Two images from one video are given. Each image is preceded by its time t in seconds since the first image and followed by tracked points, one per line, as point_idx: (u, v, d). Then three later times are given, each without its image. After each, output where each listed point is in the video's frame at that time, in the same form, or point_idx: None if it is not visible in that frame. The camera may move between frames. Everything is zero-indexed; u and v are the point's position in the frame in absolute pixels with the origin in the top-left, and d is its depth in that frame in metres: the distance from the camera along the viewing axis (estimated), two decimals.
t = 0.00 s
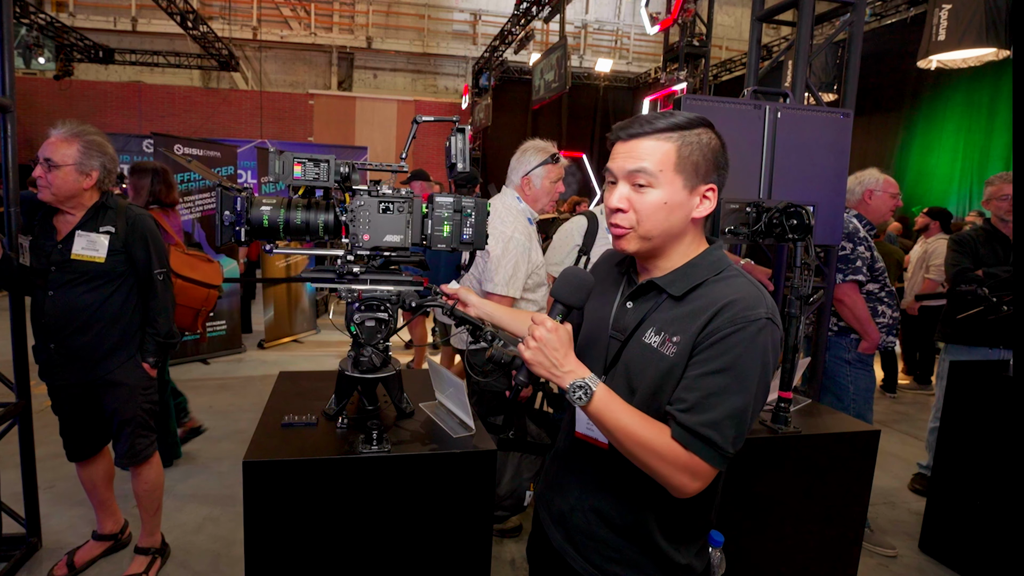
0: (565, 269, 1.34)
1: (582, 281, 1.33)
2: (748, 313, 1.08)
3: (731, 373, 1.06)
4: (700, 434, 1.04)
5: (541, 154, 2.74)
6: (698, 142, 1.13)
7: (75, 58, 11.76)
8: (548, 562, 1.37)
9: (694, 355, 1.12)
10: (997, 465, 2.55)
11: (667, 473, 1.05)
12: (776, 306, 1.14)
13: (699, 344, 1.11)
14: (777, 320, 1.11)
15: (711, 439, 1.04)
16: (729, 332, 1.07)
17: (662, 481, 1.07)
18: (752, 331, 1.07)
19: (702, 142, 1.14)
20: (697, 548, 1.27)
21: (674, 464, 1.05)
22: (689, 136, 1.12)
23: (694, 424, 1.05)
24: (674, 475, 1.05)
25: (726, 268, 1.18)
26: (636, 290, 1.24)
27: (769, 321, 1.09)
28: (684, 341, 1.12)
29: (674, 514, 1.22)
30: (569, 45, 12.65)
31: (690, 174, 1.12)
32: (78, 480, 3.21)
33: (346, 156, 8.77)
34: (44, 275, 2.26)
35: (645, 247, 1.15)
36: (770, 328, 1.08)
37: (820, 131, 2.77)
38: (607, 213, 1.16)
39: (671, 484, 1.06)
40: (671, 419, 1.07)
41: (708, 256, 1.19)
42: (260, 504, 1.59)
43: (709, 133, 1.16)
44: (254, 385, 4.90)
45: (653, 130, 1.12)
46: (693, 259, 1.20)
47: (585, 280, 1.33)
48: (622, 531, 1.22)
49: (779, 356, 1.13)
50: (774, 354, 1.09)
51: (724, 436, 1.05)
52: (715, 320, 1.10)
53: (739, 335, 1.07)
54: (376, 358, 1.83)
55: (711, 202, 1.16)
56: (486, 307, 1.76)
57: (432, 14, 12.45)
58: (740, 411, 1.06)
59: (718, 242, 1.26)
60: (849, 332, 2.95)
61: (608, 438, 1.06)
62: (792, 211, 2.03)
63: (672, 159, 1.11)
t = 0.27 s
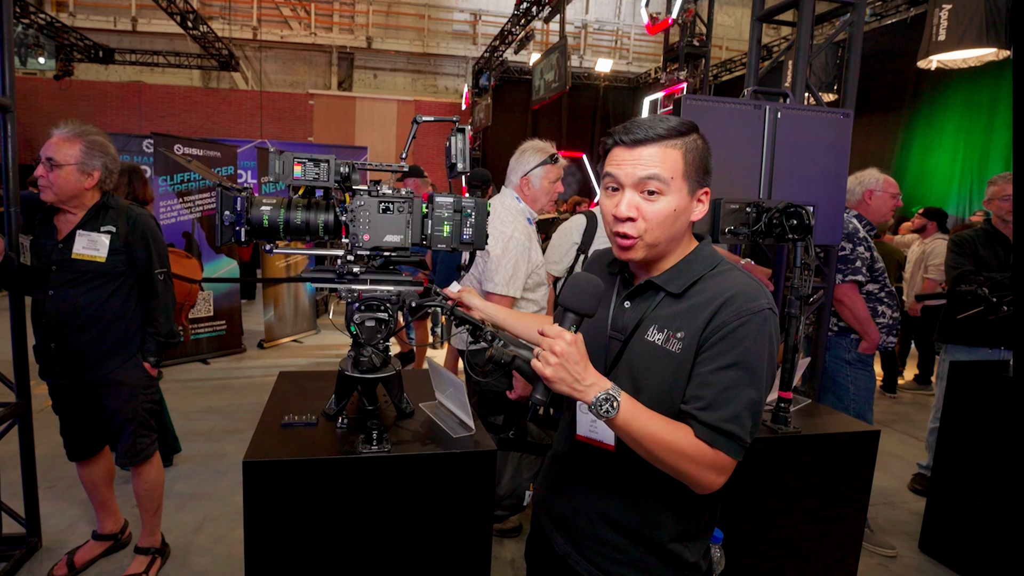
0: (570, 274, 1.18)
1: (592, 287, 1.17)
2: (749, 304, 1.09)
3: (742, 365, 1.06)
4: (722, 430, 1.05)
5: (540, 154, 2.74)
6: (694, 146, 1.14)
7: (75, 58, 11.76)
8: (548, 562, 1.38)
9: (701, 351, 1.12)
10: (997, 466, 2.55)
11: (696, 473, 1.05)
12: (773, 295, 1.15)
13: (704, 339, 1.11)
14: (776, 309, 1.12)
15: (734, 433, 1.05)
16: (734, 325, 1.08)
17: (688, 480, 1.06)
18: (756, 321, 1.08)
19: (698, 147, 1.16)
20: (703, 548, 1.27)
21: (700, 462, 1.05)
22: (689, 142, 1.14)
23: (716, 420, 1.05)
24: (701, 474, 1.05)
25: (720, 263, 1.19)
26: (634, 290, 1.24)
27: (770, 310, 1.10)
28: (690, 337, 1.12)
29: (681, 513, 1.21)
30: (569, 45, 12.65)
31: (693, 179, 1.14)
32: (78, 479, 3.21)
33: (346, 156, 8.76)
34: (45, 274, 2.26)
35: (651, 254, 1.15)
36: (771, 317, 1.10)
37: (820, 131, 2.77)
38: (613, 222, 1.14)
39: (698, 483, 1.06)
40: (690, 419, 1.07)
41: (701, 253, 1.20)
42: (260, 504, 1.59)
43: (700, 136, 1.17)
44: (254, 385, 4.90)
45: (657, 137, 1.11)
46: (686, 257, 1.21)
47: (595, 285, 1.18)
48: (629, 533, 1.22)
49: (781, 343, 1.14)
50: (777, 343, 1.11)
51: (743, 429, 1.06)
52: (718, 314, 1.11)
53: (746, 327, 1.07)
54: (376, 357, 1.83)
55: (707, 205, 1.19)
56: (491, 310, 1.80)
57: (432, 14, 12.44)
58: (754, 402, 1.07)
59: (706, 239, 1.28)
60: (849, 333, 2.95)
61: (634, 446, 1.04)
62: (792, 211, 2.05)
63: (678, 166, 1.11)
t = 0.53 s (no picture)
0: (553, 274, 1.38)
1: (569, 284, 1.36)
2: (749, 314, 1.09)
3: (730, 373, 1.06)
4: (700, 431, 1.04)
5: (535, 154, 2.75)
6: (658, 148, 1.13)
7: (75, 58, 11.76)
8: (546, 562, 1.37)
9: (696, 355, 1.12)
10: (997, 466, 2.54)
11: (667, 471, 1.05)
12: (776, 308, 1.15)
13: (700, 344, 1.11)
14: (778, 322, 1.12)
15: (712, 436, 1.05)
16: (732, 333, 1.08)
17: (660, 478, 1.07)
18: (754, 332, 1.07)
19: (660, 147, 1.13)
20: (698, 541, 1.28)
21: (673, 461, 1.05)
22: (646, 145, 1.13)
23: (696, 421, 1.05)
24: (673, 472, 1.05)
25: (726, 270, 1.19)
26: (637, 290, 1.24)
27: (770, 322, 1.10)
28: (687, 341, 1.12)
29: (677, 511, 1.23)
30: (569, 45, 12.65)
31: (644, 180, 1.13)
32: (77, 480, 3.21)
33: (346, 157, 8.76)
34: (45, 273, 2.25)
35: (616, 252, 1.19)
36: (771, 329, 1.09)
37: (820, 131, 2.77)
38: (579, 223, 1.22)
39: (671, 482, 1.06)
40: (671, 417, 1.08)
41: (707, 257, 1.19)
42: (260, 505, 1.59)
43: (681, 137, 1.15)
44: (254, 385, 4.90)
45: (610, 142, 1.16)
46: (692, 261, 1.19)
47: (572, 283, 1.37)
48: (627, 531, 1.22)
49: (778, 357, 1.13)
50: (775, 355, 1.10)
51: (723, 434, 1.05)
52: (717, 320, 1.11)
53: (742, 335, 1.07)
54: (376, 358, 1.83)
55: (674, 206, 1.14)
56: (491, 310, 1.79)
57: (432, 14, 12.44)
58: (740, 410, 1.07)
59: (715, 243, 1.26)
60: (849, 333, 2.95)
61: (606, 438, 1.07)
62: (792, 211, 2.03)
63: (625, 168, 1.13)
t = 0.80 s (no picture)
0: (557, 270, 1.37)
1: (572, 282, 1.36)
2: (743, 317, 1.08)
3: (720, 375, 1.06)
4: (684, 430, 1.04)
5: (533, 154, 2.75)
6: (637, 155, 1.14)
7: (75, 58, 11.76)
8: (543, 561, 1.37)
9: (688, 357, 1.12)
10: (997, 466, 2.54)
11: (649, 467, 1.05)
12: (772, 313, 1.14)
13: (694, 346, 1.11)
14: (772, 326, 1.11)
15: (696, 436, 1.04)
16: (724, 335, 1.07)
17: (644, 474, 1.07)
18: (747, 335, 1.07)
19: (637, 154, 1.14)
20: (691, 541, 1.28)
21: (656, 458, 1.05)
22: (624, 153, 1.15)
23: (680, 420, 1.04)
24: (656, 470, 1.05)
25: (723, 274, 1.18)
26: (635, 291, 1.24)
27: (763, 325, 1.09)
28: (680, 343, 1.12)
29: (667, 511, 1.23)
30: (569, 45, 12.65)
31: (622, 187, 1.15)
32: (78, 480, 3.21)
33: (346, 157, 8.76)
34: (45, 273, 2.25)
35: (608, 255, 1.22)
36: (764, 334, 1.08)
37: (819, 131, 2.77)
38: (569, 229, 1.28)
39: (654, 479, 1.06)
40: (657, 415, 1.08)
41: (705, 260, 1.19)
42: (260, 505, 1.59)
43: (662, 143, 1.15)
44: (254, 385, 4.90)
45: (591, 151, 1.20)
46: (690, 263, 1.19)
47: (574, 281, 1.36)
48: (622, 530, 1.22)
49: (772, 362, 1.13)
50: (768, 360, 1.09)
51: (709, 436, 1.05)
52: (711, 323, 1.10)
53: (733, 338, 1.07)
54: (376, 357, 1.83)
55: (650, 211, 1.14)
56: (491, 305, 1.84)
57: (432, 14, 12.44)
58: (728, 412, 1.06)
59: (717, 247, 1.25)
60: (849, 333, 2.95)
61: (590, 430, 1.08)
62: (792, 211, 2.03)
63: (604, 176, 1.16)
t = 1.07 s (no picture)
0: (566, 260, 1.27)
1: (585, 273, 1.26)
2: (741, 313, 1.09)
3: (724, 372, 1.06)
4: (692, 430, 1.04)
5: (532, 153, 2.75)
6: (682, 146, 1.13)
7: (75, 58, 11.75)
8: (542, 561, 1.37)
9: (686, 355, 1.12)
10: (997, 466, 2.54)
11: (661, 469, 1.04)
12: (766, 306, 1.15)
13: (693, 344, 1.11)
14: (768, 320, 1.11)
15: (704, 435, 1.04)
16: (723, 331, 1.07)
17: (654, 476, 1.06)
18: (746, 331, 1.07)
19: (684, 144, 1.14)
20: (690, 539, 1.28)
21: (669, 460, 1.04)
22: (670, 142, 1.12)
23: (688, 420, 1.04)
24: (667, 471, 1.04)
25: (716, 271, 1.19)
26: (629, 291, 1.24)
27: (760, 320, 1.09)
28: (677, 341, 1.12)
29: (666, 511, 1.22)
30: (569, 45, 12.65)
31: (669, 177, 1.12)
32: (77, 480, 3.21)
33: (346, 157, 8.75)
34: (44, 272, 2.25)
35: (633, 248, 1.16)
36: (762, 328, 1.09)
37: (819, 131, 2.77)
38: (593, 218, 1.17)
39: (665, 480, 1.05)
40: (663, 416, 1.07)
41: (698, 257, 1.19)
42: (260, 504, 1.59)
43: (694, 136, 1.16)
44: (254, 385, 4.90)
45: (634, 135, 1.12)
46: (685, 261, 1.20)
47: (587, 273, 1.26)
48: (620, 531, 1.22)
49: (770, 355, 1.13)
50: (767, 354, 1.09)
51: (716, 434, 1.05)
52: (709, 320, 1.10)
53: (732, 334, 1.07)
54: (376, 358, 1.83)
55: (695, 203, 1.16)
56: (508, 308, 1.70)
57: (432, 14, 12.44)
58: (732, 409, 1.06)
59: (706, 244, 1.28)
60: (849, 333, 2.95)
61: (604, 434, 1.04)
62: (792, 211, 2.04)
63: (653, 164, 1.11)
